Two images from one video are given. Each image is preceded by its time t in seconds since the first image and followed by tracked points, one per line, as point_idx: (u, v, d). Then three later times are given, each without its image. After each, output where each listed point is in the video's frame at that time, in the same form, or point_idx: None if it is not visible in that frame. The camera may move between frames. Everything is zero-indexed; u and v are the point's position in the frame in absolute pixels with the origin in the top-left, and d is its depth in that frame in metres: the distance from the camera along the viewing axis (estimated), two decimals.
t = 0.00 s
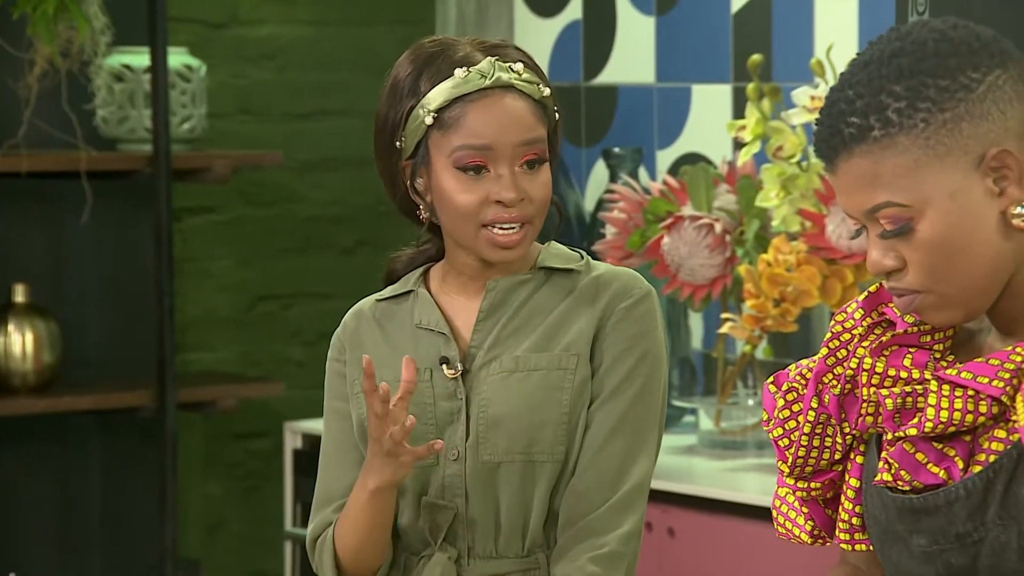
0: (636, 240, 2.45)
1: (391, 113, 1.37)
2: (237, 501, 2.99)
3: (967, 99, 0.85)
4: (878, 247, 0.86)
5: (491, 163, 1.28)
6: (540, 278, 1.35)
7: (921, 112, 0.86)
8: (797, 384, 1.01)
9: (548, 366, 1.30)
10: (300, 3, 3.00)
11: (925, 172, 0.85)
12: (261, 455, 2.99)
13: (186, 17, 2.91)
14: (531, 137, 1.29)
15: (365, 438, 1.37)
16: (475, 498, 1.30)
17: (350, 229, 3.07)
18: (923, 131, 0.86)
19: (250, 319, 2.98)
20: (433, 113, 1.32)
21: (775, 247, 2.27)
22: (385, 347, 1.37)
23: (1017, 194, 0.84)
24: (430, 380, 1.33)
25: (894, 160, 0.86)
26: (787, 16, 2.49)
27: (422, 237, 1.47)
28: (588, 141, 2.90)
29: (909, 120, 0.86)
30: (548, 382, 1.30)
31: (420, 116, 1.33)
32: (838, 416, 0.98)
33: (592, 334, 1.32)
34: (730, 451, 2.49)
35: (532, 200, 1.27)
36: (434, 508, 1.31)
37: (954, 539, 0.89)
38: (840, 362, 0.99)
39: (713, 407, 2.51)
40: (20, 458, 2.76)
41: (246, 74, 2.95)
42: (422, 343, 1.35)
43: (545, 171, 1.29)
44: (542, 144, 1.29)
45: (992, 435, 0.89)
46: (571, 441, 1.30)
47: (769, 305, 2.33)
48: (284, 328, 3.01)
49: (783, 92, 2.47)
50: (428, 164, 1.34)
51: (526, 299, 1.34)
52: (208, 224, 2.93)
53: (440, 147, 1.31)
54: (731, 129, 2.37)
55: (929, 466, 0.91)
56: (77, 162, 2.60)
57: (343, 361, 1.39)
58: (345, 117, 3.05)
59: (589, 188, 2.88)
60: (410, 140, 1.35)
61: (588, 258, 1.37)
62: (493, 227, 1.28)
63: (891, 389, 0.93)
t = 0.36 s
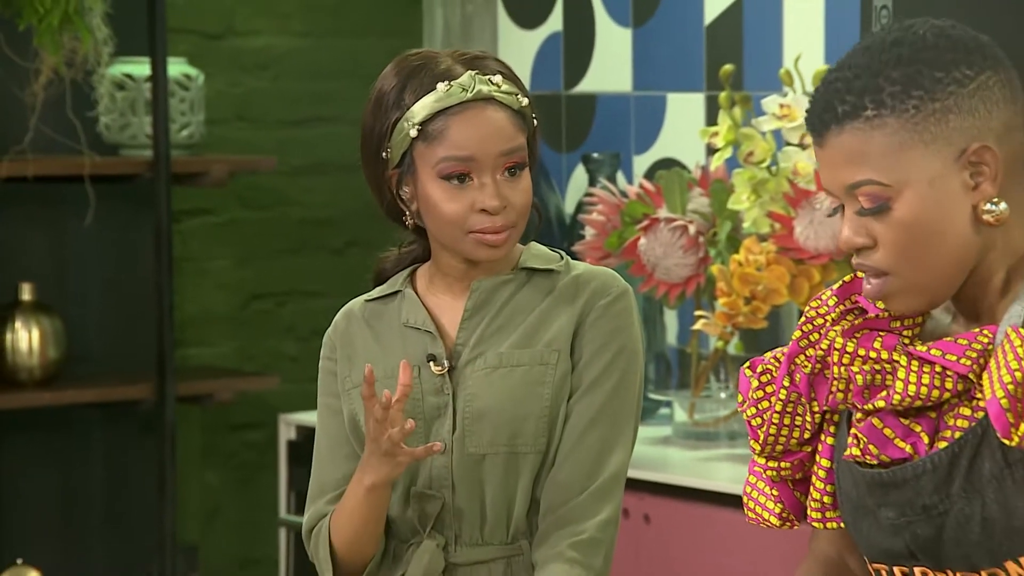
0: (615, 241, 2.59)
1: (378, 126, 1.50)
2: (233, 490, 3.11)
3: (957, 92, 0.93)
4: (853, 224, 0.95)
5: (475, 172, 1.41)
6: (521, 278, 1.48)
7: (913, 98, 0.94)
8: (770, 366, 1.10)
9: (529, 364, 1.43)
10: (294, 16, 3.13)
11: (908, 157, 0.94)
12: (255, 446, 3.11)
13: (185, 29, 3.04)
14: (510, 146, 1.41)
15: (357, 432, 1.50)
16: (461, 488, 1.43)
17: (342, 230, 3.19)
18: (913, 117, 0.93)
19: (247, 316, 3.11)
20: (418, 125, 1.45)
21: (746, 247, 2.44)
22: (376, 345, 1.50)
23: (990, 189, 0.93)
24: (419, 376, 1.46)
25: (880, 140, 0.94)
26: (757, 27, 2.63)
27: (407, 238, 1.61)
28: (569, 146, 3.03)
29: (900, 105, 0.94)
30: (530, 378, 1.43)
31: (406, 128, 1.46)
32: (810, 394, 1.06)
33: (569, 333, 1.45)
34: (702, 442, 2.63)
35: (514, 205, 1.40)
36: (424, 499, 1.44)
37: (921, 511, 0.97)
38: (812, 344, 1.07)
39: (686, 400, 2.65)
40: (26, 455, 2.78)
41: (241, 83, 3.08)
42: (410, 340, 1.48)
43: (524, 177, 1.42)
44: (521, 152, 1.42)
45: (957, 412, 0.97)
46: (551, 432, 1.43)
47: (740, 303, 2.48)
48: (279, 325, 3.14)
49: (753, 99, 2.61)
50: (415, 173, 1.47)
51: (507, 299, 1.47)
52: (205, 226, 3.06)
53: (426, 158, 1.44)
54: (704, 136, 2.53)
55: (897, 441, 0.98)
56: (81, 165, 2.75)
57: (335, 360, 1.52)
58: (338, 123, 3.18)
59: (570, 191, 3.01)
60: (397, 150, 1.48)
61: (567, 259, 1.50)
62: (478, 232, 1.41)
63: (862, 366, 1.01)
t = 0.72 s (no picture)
0: (592, 240, 2.76)
1: (363, 134, 1.62)
2: (230, 477, 3.23)
3: (932, 95, 1.00)
4: (829, 219, 1.01)
5: (454, 179, 1.52)
6: (500, 276, 1.59)
7: (890, 99, 1.00)
8: (751, 352, 1.17)
9: (508, 358, 1.55)
10: (284, 25, 3.27)
11: (884, 154, 1.00)
12: (251, 434, 3.24)
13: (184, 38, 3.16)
14: (486, 155, 1.52)
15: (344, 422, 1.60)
16: (442, 475, 1.55)
17: (333, 230, 3.34)
18: (889, 117, 1.00)
19: (242, 311, 3.24)
20: (400, 136, 1.56)
21: (717, 246, 2.59)
22: (363, 339, 1.61)
23: (960, 186, 1.00)
24: (404, 368, 1.58)
25: (857, 138, 1.00)
26: (726, 37, 2.78)
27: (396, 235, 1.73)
28: (547, 150, 3.18)
29: (876, 106, 1.00)
30: (508, 372, 1.55)
31: (389, 138, 1.57)
32: (783, 377, 1.14)
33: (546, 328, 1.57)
34: (675, 430, 2.79)
35: (491, 209, 1.51)
36: (409, 485, 1.55)
37: (882, 488, 1.05)
38: (786, 331, 1.14)
39: (660, 391, 2.81)
40: (34, 444, 2.91)
41: (238, 91, 3.22)
42: (396, 334, 1.60)
43: (501, 182, 1.53)
44: (497, 159, 1.53)
45: (918, 396, 1.05)
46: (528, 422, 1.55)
47: (710, 299, 2.64)
48: (272, 320, 3.28)
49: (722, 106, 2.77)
50: (398, 179, 1.59)
51: (488, 296, 1.58)
52: (202, 227, 3.19)
53: (408, 166, 1.55)
54: (677, 141, 2.68)
55: (859, 421, 1.07)
56: (85, 169, 2.92)
57: (323, 353, 1.63)
58: (329, 129, 3.33)
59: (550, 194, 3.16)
60: (381, 157, 1.60)
61: (545, 257, 1.62)
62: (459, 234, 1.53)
63: (827, 347, 1.08)
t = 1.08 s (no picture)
0: (570, 236, 2.93)
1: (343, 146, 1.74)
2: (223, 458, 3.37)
3: (894, 97, 1.18)
4: (794, 210, 1.20)
5: (383, 221, 1.64)
6: (493, 273, 1.75)
7: (854, 99, 1.19)
8: (729, 334, 1.34)
9: (493, 351, 1.71)
10: (278, 33, 3.42)
11: (846, 151, 1.18)
12: (244, 421, 3.37)
13: (183, 45, 3.30)
14: (409, 202, 1.62)
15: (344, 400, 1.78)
16: (429, 455, 1.71)
17: (324, 227, 3.48)
18: (853, 116, 1.18)
19: (238, 305, 3.41)
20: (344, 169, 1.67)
21: (687, 242, 2.75)
22: (365, 325, 1.78)
23: (915, 186, 1.19)
24: (396, 353, 1.74)
25: (822, 134, 1.19)
26: (697, 45, 2.95)
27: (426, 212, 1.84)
28: (529, 151, 3.34)
29: (842, 104, 1.19)
30: (492, 363, 1.70)
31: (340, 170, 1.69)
32: (758, 363, 1.31)
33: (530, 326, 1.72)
34: (648, 417, 2.94)
35: (418, 248, 1.64)
36: (400, 462, 1.71)
37: (840, 471, 1.24)
38: (763, 320, 1.32)
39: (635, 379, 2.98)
40: (39, 430, 3.07)
41: (234, 95, 3.37)
42: (394, 319, 1.77)
43: (431, 221, 1.64)
44: (422, 204, 1.63)
45: (874, 383, 1.23)
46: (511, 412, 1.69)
47: (682, 292, 2.79)
48: (267, 312, 3.44)
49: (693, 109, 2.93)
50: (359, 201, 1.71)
51: (476, 295, 1.75)
52: (201, 224, 3.33)
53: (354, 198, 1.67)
54: (651, 143, 2.84)
55: (820, 409, 1.25)
56: (87, 169, 3.08)
57: (328, 336, 1.81)
58: (323, 132, 3.47)
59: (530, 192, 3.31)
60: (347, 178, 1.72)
61: (539, 264, 1.76)
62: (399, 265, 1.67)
63: (790, 340, 1.28)
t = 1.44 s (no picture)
0: (550, 234, 3.09)
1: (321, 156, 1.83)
2: (221, 447, 3.46)
3: (899, 101, 1.20)
4: (797, 205, 1.22)
5: (350, 227, 1.72)
6: (459, 265, 1.82)
7: (860, 102, 1.20)
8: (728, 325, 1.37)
9: (450, 341, 1.78)
10: (272, 41, 3.57)
11: (850, 150, 1.20)
12: (241, 409, 3.46)
13: (180, 51, 3.45)
14: (373, 207, 1.70)
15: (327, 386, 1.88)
16: (386, 437, 1.79)
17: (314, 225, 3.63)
18: (858, 117, 1.20)
19: (233, 299, 3.55)
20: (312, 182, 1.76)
21: (662, 239, 2.91)
22: (349, 316, 1.88)
23: (916, 187, 1.20)
24: (368, 343, 1.83)
25: (827, 133, 1.21)
26: (670, 52, 3.10)
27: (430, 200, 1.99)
28: (511, 152, 3.49)
29: (848, 106, 1.20)
30: (447, 353, 1.77)
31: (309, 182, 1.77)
32: (754, 350, 1.34)
33: (490, 316, 1.78)
34: (625, 405, 3.10)
35: (386, 250, 1.72)
36: (360, 443, 1.80)
37: (830, 454, 1.26)
38: (761, 310, 1.35)
39: (612, 368, 3.13)
40: (46, 419, 3.22)
41: (229, 99, 3.51)
42: (368, 311, 1.86)
43: (396, 223, 1.72)
44: (385, 208, 1.71)
45: (868, 372, 1.25)
46: (466, 400, 1.77)
47: (657, 287, 2.94)
48: (261, 305, 3.58)
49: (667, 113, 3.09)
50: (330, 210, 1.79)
51: (443, 283, 1.82)
52: (199, 222, 3.49)
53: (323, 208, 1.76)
54: (627, 145, 3.00)
55: (815, 394, 1.27)
56: (91, 168, 3.17)
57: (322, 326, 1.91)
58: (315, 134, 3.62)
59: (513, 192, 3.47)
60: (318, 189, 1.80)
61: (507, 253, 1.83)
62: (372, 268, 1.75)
63: (789, 327, 1.30)
